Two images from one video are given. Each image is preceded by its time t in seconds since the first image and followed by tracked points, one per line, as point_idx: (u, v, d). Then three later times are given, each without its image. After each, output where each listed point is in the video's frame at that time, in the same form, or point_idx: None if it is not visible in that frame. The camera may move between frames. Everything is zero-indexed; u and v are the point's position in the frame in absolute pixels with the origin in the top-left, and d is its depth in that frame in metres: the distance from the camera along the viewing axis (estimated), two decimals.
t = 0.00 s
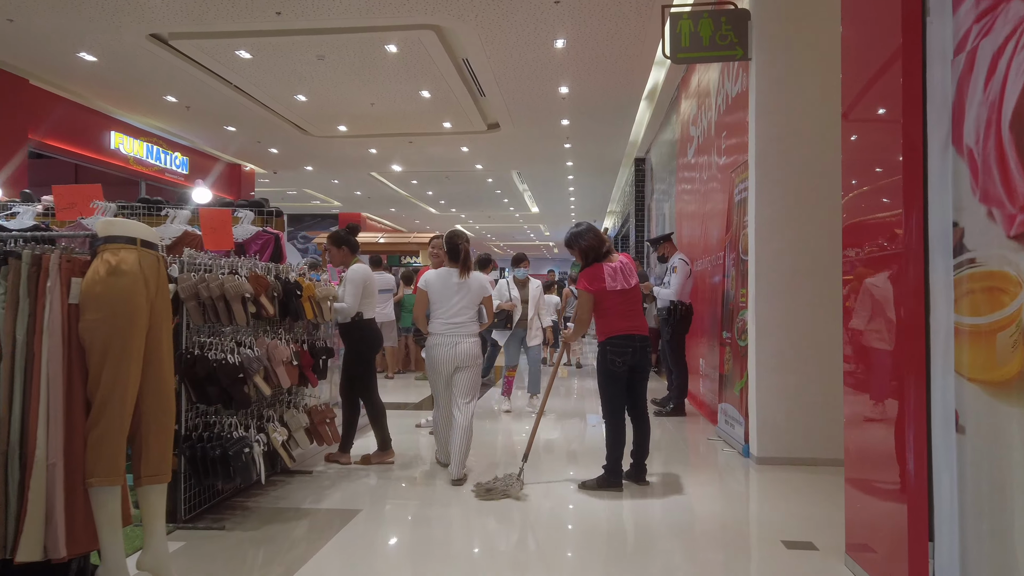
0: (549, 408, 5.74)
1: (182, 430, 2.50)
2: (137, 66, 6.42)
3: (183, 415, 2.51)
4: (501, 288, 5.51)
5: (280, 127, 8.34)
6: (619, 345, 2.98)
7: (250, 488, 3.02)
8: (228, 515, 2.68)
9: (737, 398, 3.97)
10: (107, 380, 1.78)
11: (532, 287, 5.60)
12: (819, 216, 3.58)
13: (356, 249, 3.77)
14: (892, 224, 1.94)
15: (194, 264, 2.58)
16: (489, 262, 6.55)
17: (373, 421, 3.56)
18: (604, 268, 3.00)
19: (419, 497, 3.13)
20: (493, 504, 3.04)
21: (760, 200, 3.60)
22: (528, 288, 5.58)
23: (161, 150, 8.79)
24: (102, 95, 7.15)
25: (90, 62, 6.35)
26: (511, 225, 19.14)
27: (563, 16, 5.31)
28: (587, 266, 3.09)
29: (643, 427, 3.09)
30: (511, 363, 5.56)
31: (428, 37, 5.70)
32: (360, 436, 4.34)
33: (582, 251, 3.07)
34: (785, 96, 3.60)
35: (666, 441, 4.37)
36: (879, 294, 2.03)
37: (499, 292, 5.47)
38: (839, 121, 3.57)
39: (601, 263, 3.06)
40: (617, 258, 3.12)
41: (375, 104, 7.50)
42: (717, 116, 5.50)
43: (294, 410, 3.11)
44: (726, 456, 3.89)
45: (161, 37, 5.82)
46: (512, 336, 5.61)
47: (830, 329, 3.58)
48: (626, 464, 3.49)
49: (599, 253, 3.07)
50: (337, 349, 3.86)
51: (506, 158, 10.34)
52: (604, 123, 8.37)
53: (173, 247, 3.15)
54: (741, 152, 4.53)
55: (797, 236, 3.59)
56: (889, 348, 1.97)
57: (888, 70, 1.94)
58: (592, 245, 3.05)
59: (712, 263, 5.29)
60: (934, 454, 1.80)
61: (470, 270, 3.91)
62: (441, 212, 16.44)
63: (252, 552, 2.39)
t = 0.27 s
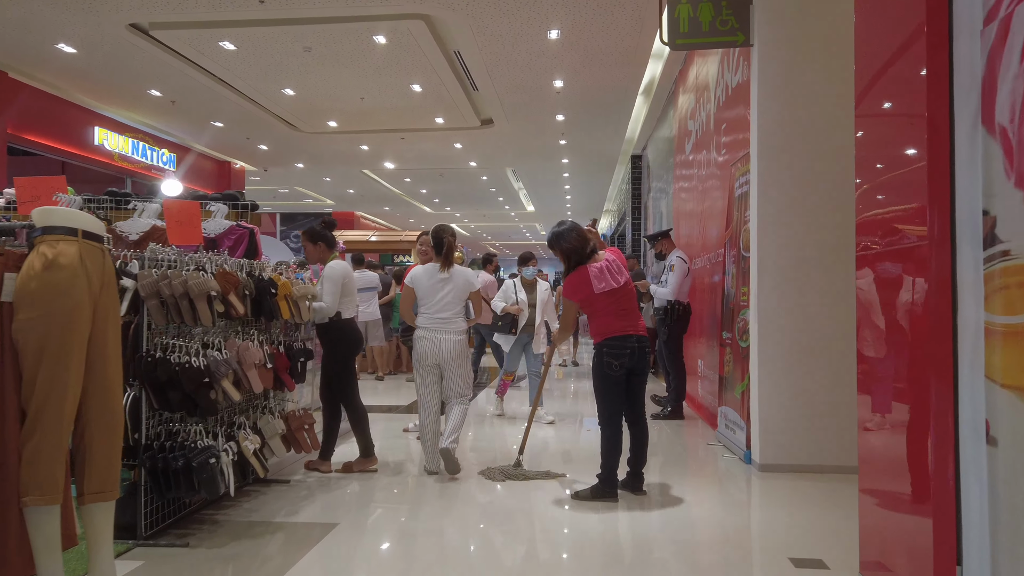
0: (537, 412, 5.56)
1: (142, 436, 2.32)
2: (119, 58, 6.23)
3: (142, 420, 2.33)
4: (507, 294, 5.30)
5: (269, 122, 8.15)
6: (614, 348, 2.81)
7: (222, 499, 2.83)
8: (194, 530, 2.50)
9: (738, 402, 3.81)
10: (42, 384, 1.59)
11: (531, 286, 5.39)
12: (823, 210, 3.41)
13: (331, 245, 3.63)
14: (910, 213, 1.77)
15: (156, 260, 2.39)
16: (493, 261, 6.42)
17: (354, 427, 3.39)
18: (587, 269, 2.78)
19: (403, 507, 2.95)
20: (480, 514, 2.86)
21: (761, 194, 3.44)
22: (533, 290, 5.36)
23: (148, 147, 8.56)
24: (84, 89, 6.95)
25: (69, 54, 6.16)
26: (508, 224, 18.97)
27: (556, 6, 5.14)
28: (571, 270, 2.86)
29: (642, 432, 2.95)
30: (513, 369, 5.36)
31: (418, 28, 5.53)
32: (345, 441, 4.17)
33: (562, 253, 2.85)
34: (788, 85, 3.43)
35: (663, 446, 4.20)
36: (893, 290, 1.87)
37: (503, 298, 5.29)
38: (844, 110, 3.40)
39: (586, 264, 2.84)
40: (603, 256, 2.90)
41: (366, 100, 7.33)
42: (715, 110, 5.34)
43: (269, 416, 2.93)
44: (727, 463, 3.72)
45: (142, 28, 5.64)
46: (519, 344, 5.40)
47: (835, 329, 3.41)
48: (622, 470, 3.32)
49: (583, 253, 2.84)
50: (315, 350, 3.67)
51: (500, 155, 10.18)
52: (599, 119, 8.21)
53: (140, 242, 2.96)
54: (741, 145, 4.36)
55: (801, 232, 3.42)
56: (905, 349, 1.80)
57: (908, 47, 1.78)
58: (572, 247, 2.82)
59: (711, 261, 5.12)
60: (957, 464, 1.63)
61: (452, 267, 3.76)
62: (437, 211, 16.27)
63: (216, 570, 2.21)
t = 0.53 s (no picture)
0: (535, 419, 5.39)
1: (110, 451, 2.16)
2: (106, 53, 6.07)
3: (112, 434, 2.18)
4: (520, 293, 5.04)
5: (262, 121, 8.01)
6: (621, 354, 2.66)
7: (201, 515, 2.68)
8: (168, 550, 2.34)
9: (744, 409, 3.66)
10: None
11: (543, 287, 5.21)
12: (832, 210, 3.26)
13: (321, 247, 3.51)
14: (929, 214, 1.47)
15: (128, 263, 2.24)
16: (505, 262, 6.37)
17: (341, 437, 3.27)
18: (586, 274, 2.63)
19: (392, 523, 2.79)
20: (475, 530, 2.71)
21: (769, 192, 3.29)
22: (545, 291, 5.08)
23: (140, 145, 8.40)
24: (73, 86, 6.79)
25: (55, 51, 6.01)
26: (508, 224, 18.83)
27: None
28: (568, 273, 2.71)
29: (646, 442, 2.81)
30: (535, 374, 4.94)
31: (414, 23, 5.39)
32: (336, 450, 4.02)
33: (555, 257, 2.70)
34: (797, 78, 3.29)
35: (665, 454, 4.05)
36: (908, 309, 1.55)
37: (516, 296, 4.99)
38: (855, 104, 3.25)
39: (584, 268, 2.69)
40: (600, 259, 2.75)
41: (361, 97, 7.18)
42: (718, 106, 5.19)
43: (251, 427, 2.79)
44: (732, 472, 3.57)
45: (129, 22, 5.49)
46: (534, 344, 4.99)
47: (845, 334, 3.25)
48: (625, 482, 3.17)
49: (579, 256, 2.68)
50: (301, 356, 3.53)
51: (499, 154, 10.04)
52: (599, 116, 8.06)
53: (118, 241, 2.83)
54: (746, 142, 4.21)
55: (811, 232, 3.27)
56: (920, 376, 1.50)
57: (928, 31, 1.48)
58: (566, 251, 2.67)
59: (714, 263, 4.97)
60: (997, 513, 1.32)
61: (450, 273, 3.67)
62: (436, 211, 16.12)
63: None
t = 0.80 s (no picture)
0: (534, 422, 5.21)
1: (77, 457, 2.00)
2: (96, 46, 5.92)
3: (78, 438, 2.02)
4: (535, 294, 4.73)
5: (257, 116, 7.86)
6: (629, 353, 2.51)
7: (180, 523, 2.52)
8: (141, 562, 2.19)
9: (754, 412, 3.50)
10: None
11: (555, 288, 5.03)
12: (846, 203, 3.11)
13: (310, 241, 3.37)
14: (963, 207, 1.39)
15: (97, 255, 2.09)
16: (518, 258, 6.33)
17: (331, 441, 3.12)
18: (599, 263, 2.49)
19: (384, 530, 2.64)
20: (471, 539, 2.55)
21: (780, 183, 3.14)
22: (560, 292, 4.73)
23: (133, 142, 8.24)
24: (63, 80, 6.63)
25: (44, 43, 5.86)
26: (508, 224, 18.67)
27: None
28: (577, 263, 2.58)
29: (652, 447, 2.65)
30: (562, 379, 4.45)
31: (411, 14, 5.25)
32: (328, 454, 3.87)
33: (564, 246, 2.56)
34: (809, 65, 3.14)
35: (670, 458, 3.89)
36: (945, 311, 1.43)
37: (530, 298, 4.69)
38: (871, 91, 3.09)
39: (594, 258, 2.55)
40: (609, 250, 2.61)
41: (358, 92, 7.04)
42: (724, 99, 5.04)
43: (235, 431, 2.63)
44: (741, 477, 3.40)
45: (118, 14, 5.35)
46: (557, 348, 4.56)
47: (861, 332, 3.10)
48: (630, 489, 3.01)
49: (590, 245, 2.56)
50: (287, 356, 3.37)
51: (499, 152, 9.88)
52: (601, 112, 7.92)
53: (94, 233, 2.69)
54: (754, 135, 4.06)
55: (825, 226, 3.12)
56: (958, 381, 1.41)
57: (936, 29, 1.47)
58: (576, 239, 2.54)
59: (721, 261, 4.82)
60: None
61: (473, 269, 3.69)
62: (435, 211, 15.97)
63: None
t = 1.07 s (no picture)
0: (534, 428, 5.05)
1: (41, 474, 1.84)
2: (86, 40, 5.76)
3: (41, 453, 1.86)
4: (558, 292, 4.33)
5: (253, 114, 7.71)
6: (638, 360, 2.35)
7: (155, 545, 2.35)
8: None
9: (765, 420, 3.35)
10: None
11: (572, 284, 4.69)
12: (864, 201, 2.99)
13: (303, 240, 3.23)
14: None
15: (58, 253, 1.92)
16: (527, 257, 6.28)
17: (322, 451, 2.96)
18: (612, 261, 2.34)
19: (379, 547, 2.49)
20: (470, 557, 2.39)
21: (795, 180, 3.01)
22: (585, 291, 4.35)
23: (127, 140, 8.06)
24: (53, 75, 6.46)
25: (33, 37, 5.70)
26: (508, 224, 18.50)
27: None
28: (588, 261, 2.43)
29: (662, 460, 2.50)
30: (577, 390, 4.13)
31: (409, 8, 5.10)
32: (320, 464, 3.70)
33: (576, 241, 2.41)
34: (825, 57, 3.00)
35: (678, 469, 3.73)
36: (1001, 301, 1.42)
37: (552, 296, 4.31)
38: (887, 88, 2.98)
39: (607, 256, 2.40)
40: (622, 249, 2.47)
41: (355, 88, 6.88)
42: (731, 95, 4.91)
43: (217, 443, 2.46)
44: (753, 489, 3.25)
45: (108, 6, 5.19)
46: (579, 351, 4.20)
47: (878, 337, 2.97)
48: (637, 504, 2.85)
49: (602, 242, 2.41)
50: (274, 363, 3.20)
51: (499, 151, 9.73)
52: (603, 110, 7.76)
53: (68, 232, 2.54)
54: (764, 131, 3.93)
55: (841, 225, 2.99)
56: None
57: (960, 24, 1.55)
58: (589, 234, 2.39)
59: (728, 262, 4.67)
60: None
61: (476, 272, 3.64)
62: (434, 211, 15.81)
63: None
